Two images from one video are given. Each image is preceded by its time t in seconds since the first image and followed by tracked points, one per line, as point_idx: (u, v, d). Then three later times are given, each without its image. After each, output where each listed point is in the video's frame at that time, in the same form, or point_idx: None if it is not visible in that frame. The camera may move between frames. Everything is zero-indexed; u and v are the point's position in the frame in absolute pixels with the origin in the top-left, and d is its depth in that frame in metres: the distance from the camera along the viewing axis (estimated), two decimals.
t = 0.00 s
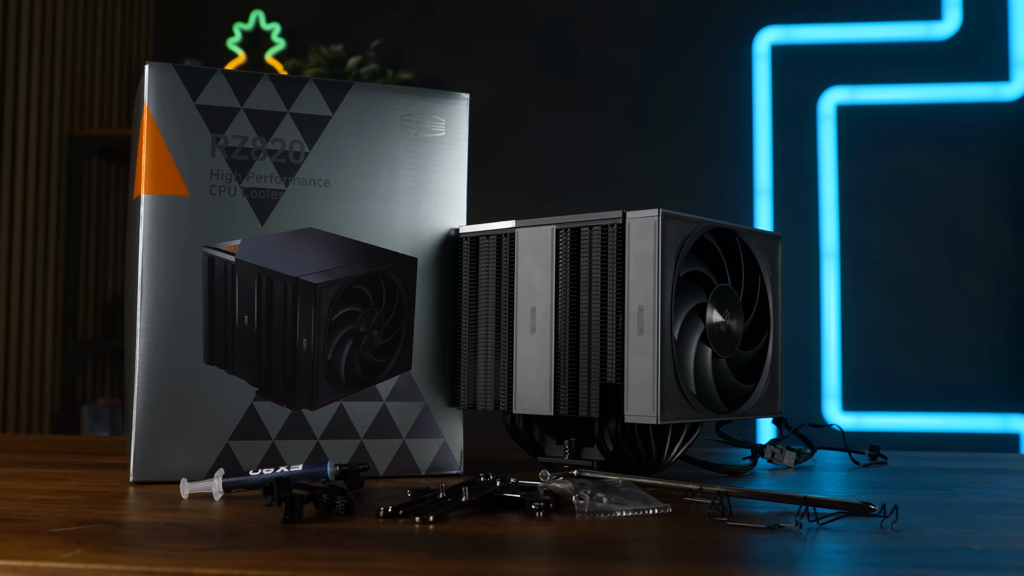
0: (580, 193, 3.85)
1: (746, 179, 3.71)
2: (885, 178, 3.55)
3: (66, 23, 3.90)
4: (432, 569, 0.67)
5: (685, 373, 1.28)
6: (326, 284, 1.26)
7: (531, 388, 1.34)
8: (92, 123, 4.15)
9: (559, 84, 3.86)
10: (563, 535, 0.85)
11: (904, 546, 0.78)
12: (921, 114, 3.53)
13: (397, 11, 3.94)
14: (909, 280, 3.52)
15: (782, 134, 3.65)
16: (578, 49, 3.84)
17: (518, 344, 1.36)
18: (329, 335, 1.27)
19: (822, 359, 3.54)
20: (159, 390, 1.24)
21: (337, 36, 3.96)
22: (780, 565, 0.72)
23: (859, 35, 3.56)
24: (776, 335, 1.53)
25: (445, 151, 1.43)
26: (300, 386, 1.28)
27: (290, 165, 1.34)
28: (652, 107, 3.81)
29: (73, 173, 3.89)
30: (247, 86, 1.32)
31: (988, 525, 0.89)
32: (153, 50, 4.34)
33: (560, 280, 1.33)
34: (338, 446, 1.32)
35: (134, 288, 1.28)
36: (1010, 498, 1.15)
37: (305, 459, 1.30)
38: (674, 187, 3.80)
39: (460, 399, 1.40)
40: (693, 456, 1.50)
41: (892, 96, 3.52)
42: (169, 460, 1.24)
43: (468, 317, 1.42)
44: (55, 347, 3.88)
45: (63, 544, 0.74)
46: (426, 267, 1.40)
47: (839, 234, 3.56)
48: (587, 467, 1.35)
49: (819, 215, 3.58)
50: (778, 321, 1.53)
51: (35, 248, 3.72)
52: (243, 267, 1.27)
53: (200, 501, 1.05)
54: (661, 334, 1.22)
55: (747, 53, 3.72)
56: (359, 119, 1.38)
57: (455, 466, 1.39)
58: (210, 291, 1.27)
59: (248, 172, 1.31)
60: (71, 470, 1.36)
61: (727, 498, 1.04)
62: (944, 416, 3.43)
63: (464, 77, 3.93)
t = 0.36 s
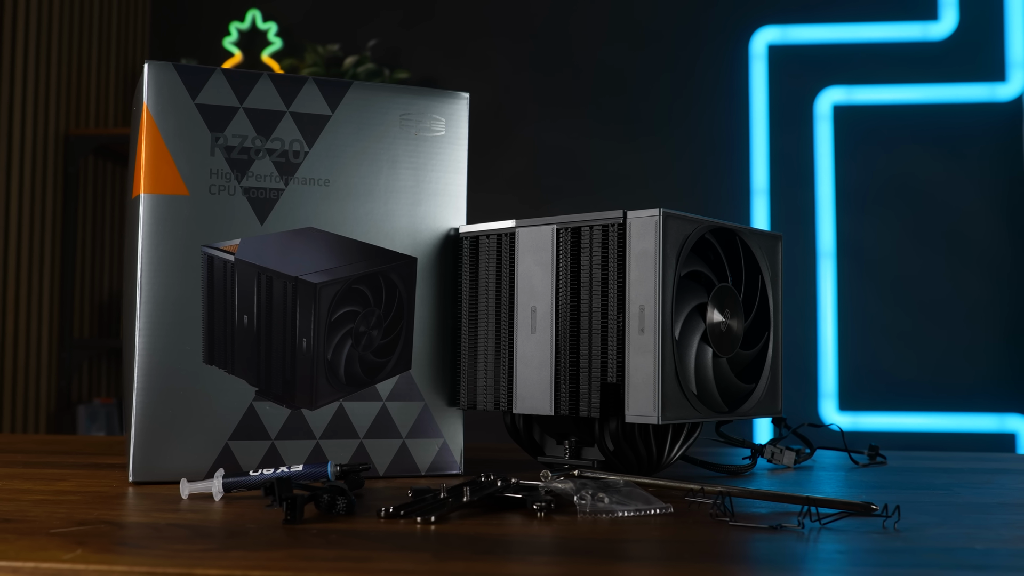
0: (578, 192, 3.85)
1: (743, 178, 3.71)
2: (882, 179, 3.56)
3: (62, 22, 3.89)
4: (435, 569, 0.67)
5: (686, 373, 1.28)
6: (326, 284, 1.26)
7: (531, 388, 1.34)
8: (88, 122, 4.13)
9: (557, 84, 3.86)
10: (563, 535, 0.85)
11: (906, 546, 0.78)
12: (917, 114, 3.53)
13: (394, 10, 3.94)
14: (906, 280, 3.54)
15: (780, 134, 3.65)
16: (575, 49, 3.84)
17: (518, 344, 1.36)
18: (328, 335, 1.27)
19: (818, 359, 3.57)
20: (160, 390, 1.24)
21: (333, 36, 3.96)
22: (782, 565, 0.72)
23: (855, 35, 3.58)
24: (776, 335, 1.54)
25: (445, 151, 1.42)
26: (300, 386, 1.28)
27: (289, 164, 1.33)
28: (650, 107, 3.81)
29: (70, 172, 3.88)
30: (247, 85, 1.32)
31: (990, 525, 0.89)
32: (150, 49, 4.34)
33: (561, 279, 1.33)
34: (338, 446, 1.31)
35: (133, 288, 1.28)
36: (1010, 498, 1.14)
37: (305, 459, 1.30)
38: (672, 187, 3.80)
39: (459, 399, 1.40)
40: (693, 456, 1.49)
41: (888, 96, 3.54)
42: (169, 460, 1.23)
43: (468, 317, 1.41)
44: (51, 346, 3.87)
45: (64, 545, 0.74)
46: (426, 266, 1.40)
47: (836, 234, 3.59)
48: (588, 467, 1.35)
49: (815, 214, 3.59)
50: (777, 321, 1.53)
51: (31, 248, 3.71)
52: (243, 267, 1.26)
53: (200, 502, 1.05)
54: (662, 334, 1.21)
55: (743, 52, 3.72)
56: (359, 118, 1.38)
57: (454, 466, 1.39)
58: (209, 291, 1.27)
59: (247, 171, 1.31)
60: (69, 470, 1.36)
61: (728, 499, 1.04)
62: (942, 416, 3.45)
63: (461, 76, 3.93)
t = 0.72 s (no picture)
0: (576, 192, 3.85)
1: (739, 178, 3.71)
2: (878, 179, 3.57)
3: (57, 20, 3.88)
4: (438, 569, 0.66)
5: (687, 373, 1.28)
6: (325, 283, 1.25)
7: (532, 388, 1.34)
8: (84, 121, 4.12)
9: (554, 83, 3.86)
10: (565, 535, 0.84)
11: (910, 546, 0.78)
12: (914, 115, 3.54)
13: (390, 9, 3.93)
14: (903, 280, 3.54)
15: (776, 134, 3.67)
16: (572, 49, 3.84)
17: (519, 344, 1.36)
18: (328, 335, 1.27)
19: (815, 359, 3.58)
20: (159, 390, 1.23)
21: (330, 35, 3.96)
22: (786, 565, 0.72)
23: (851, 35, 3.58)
24: (776, 334, 1.54)
25: (445, 150, 1.42)
26: (300, 386, 1.28)
27: (289, 164, 1.33)
28: (647, 107, 3.81)
29: (65, 172, 3.87)
30: (247, 84, 1.31)
31: (992, 525, 0.89)
32: (146, 48, 4.33)
33: (562, 279, 1.32)
34: (338, 446, 1.31)
35: (132, 288, 1.27)
36: (1010, 498, 1.14)
37: (304, 459, 1.29)
38: (669, 187, 3.80)
39: (459, 399, 1.40)
40: (693, 456, 1.49)
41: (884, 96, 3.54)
42: (168, 461, 1.23)
43: (468, 317, 1.41)
44: (47, 346, 3.87)
45: (65, 546, 0.73)
46: (425, 266, 1.40)
47: (832, 234, 3.58)
48: (588, 467, 1.35)
49: (812, 214, 3.60)
50: (778, 320, 1.54)
51: (27, 248, 3.70)
52: (243, 267, 1.26)
53: (200, 502, 1.05)
54: (662, 334, 1.22)
55: (740, 52, 3.73)
56: (358, 117, 1.37)
57: (454, 466, 1.39)
58: (209, 290, 1.26)
59: (247, 171, 1.30)
60: (67, 470, 1.36)
61: (729, 498, 1.03)
62: (939, 416, 3.46)
63: (459, 76, 3.92)
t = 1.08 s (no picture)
0: (574, 192, 3.84)
1: (736, 178, 3.72)
2: (875, 179, 3.57)
3: (53, 19, 3.87)
4: (441, 570, 0.66)
5: (687, 372, 1.28)
6: (325, 283, 1.25)
7: (532, 388, 1.33)
8: (80, 120, 4.11)
9: (552, 83, 3.86)
10: (567, 535, 0.84)
11: (914, 546, 0.78)
12: (910, 115, 3.54)
13: (387, 8, 3.93)
14: (900, 280, 3.55)
15: (772, 135, 3.67)
16: (570, 48, 3.84)
17: (520, 344, 1.35)
18: (327, 334, 1.26)
19: (811, 360, 3.57)
20: (158, 390, 1.23)
21: (327, 35, 3.96)
22: (789, 565, 0.72)
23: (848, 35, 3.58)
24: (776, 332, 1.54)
25: (445, 150, 1.42)
26: (299, 386, 1.27)
27: (289, 164, 1.33)
28: (645, 107, 3.81)
29: (62, 171, 3.86)
30: (246, 83, 1.31)
31: (993, 525, 0.89)
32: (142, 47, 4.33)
33: (563, 279, 1.32)
34: (337, 446, 1.31)
35: (132, 288, 1.27)
36: (1011, 497, 1.14)
37: (304, 460, 1.29)
38: (667, 187, 3.80)
39: (459, 399, 1.40)
40: (692, 456, 1.49)
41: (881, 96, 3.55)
42: (167, 461, 1.23)
43: (468, 317, 1.41)
44: (43, 346, 3.86)
45: (66, 547, 0.73)
46: (425, 266, 1.39)
47: (828, 233, 3.60)
48: (588, 466, 1.35)
49: (809, 214, 3.60)
50: (777, 319, 1.54)
51: (23, 247, 3.69)
52: (242, 266, 1.26)
53: (200, 502, 1.04)
54: (663, 334, 1.22)
55: (737, 53, 3.73)
56: (358, 116, 1.37)
57: (454, 466, 1.38)
58: (208, 290, 1.26)
59: (246, 170, 1.30)
60: (65, 470, 1.35)
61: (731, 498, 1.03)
62: (935, 416, 3.47)
63: (456, 75, 3.92)
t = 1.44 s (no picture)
0: (572, 192, 3.84)
1: (733, 178, 3.72)
2: (872, 179, 3.58)
3: (49, 18, 3.86)
4: (445, 570, 0.66)
5: (688, 372, 1.28)
6: (325, 283, 1.25)
7: (533, 388, 1.33)
8: (76, 120, 4.10)
9: (549, 83, 3.86)
10: (569, 535, 0.84)
11: (917, 545, 0.78)
12: (906, 115, 3.55)
13: (384, 8, 3.93)
14: (897, 279, 3.56)
15: (769, 135, 3.66)
16: (567, 48, 3.84)
17: (520, 344, 1.35)
18: (327, 334, 1.26)
19: (808, 360, 3.58)
20: (157, 390, 1.23)
21: (323, 34, 3.96)
22: (793, 565, 0.71)
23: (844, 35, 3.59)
24: (776, 332, 1.54)
25: (445, 149, 1.41)
26: (299, 386, 1.27)
27: (289, 163, 1.32)
28: (642, 106, 3.81)
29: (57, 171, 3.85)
30: (245, 82, 1.30)
31: (995, 524, 0.90)
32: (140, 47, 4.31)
33: (564, 278, 1.32)
34: (337, 446, 1.30)
35: (131, 288, 1.26)
36: (1012, 497, 1.14)
37: (303, 460, 1.29)
38: (665, 187, 3.80)
39: (459, 399, 1.39)
40: (692, 456, 1.49)
41: (877, 96, 3.55)
42: (166, 461, 1.22)
43: (468, 317, 1.40)
44: (39, 346, 3.85)
45: (66, 548, 0.72)
46: (425, 265, 1.39)
47: (825, 233, 3.59)
48: (589, 466, 1.35)
49: (805, 213, 3.60)
50: (778, 318, 1.54)
51: (18, 247, 3.68)
52: (242, 266, 1.26)
53: (200, 502, 1.04)
54: (664, 334, 1.22)
55: (733, 53, 3.73)
56: (358, 115, 1.36)
57: (454, 466, 1.38)
58: (207, 289, 1.25)
59: (245, 169, 1.29)
60: (63, 470, 1.35)
61: (732, 498, 1.03)
62: (932, 416, 3.47)
63: (453, 75, 3.92)
